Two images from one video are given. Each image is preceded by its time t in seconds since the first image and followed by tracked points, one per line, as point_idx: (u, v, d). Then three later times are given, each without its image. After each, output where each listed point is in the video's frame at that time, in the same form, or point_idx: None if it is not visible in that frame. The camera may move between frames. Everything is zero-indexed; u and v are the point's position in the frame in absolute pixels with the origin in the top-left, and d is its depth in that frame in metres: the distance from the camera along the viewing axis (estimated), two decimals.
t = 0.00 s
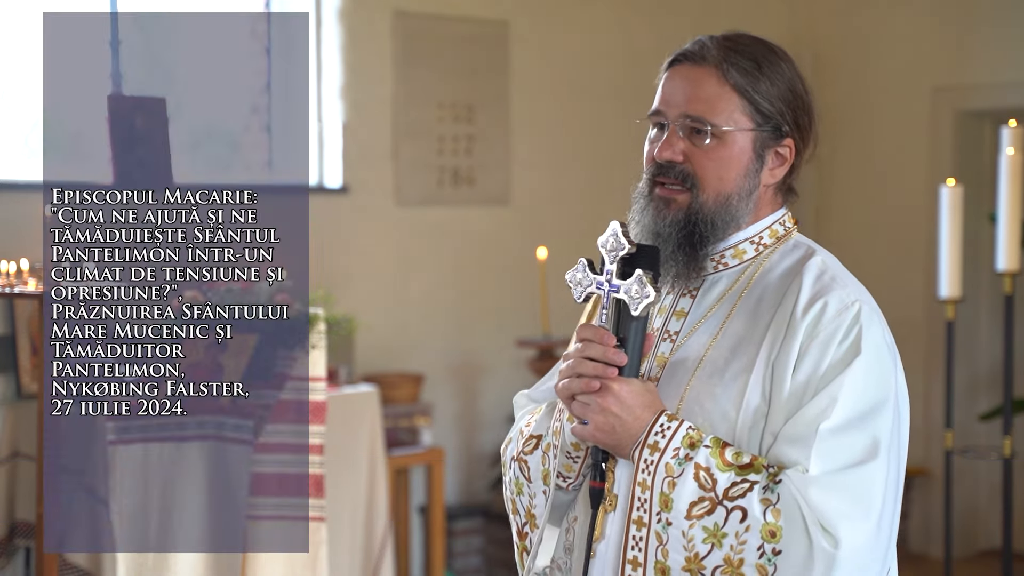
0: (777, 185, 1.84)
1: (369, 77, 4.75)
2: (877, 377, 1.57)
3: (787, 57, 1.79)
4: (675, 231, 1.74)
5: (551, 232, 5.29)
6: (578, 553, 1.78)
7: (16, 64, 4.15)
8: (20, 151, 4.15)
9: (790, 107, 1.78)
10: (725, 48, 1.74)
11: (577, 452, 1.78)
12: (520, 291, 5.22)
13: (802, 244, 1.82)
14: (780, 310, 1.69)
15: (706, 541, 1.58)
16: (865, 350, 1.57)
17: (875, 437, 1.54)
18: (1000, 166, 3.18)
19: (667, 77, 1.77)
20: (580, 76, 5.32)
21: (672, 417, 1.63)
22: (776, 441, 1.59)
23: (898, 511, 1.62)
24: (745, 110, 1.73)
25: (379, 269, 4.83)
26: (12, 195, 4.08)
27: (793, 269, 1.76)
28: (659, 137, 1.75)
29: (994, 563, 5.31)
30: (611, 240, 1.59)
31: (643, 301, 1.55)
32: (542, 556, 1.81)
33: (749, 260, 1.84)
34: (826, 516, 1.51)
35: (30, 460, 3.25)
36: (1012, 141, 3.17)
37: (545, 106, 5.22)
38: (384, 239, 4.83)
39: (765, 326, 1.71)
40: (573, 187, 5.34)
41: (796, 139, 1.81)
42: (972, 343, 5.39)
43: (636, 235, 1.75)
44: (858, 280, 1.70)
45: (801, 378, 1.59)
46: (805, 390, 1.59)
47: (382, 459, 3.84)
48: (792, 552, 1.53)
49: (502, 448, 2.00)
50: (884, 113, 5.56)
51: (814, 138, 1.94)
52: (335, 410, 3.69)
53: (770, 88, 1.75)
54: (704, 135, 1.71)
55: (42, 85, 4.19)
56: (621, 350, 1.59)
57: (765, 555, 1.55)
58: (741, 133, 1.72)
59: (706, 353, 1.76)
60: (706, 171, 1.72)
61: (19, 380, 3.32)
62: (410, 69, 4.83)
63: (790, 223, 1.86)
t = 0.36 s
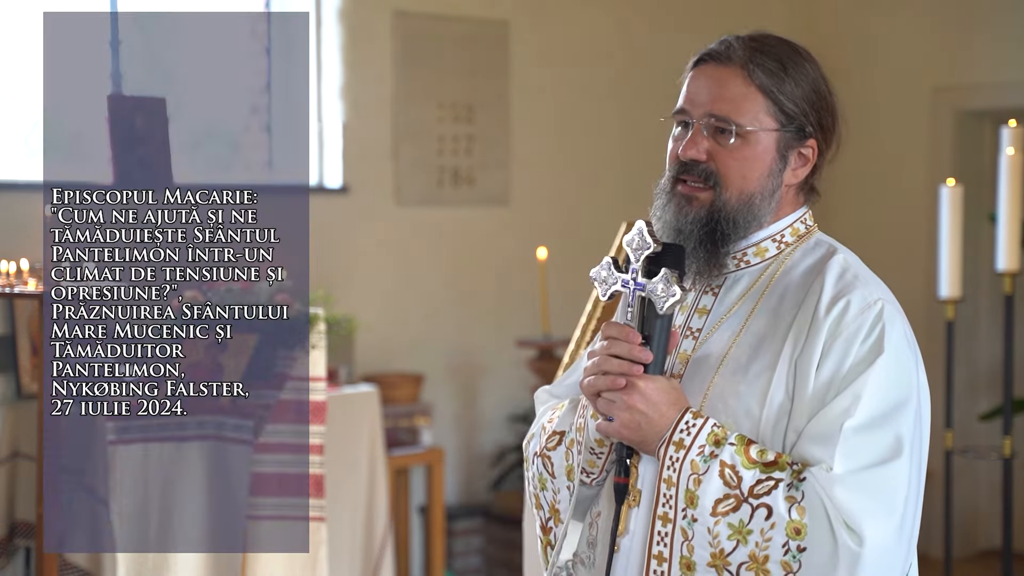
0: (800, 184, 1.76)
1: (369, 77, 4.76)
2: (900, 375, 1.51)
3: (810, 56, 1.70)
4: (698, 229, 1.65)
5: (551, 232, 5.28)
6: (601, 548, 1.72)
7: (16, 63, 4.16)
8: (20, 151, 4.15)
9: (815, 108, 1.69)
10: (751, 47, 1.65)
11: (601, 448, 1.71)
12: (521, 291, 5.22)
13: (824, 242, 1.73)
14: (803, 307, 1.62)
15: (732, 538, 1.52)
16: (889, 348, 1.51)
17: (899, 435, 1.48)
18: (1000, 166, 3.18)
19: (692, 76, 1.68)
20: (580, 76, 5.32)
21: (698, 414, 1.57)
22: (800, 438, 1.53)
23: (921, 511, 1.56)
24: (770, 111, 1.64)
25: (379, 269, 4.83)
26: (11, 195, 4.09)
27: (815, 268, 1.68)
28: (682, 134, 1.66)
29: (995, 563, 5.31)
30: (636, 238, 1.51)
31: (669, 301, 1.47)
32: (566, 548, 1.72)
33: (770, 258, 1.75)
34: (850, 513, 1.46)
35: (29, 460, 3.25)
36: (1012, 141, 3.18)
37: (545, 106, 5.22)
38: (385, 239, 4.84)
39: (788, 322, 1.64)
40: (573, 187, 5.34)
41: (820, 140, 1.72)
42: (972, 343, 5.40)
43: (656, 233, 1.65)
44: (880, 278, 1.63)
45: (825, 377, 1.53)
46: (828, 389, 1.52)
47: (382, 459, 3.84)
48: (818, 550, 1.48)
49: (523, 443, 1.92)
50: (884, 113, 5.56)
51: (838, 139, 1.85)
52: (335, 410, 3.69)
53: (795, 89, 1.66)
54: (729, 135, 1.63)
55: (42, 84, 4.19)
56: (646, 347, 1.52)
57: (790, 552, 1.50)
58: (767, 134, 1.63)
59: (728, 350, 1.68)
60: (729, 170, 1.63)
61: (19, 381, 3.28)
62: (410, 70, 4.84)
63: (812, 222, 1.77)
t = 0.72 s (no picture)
0: (817, 181, 1.74)
1: (369, 78, 4.76)
2: (914, 364, 1.49)
3: (827, 56, 1.70)
4: (716, 221, 1.64)
5: (551, 232, 5.28)
6: (623, 547, 1.68)
7: (15, 64, 4.15)
8: (19, 151, 4.14)
9: (831, 104, 1.68)
10: (768, 45, 1.64)
11: (622, 447, 1.69)
12: (522, 291, 5.21)
13: (835, 236, 1.70)
14: (817, 300, 1.59)
15: (754, 531, 1.49)
16: (903, 336, 1.49)
17: (914, 423, 1.46)
18: (1001, 166, 3.18)
19: (709, 73, 1.68)
20: (581, 75, 5.32)
21: (717, 410, 1.54)
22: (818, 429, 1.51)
23: (938, 501, 1.54)
24: (788, 105, 1.63)
25: (380, 269, 4.83)
26: (11, 195, 4.08)
27: (827, 261, 1.65)
28: (699, 131, 1.65)
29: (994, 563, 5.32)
30: (652, 235, 1.51)
31: (686, 297, 1.46)
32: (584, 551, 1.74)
33: (783, 253, 1.72)
34: (870, 505, 1.43)
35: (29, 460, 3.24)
36: (1012, 141, 3.18)
37: (546, 105, 5.22)
38: (385, 239, 4.83)
39: (803, 314, 1.61)
40: (574, 187, 5.34)
41: (837, 137, 1.70)
42: (971, 343, 5.40)
43: (675, 227, 1.66)
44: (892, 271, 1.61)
45: (840, 368, 1.50)
46: (843, 380, 1.50)
47: (382, 459, 3.84)
48: (839, 542, 1.45)
49: (537, 449, 1.88)
50: (885, 113, 5.56)
51: (857, 139, 1.83)
52: (334, 410, 3.70)
53: (812, 84, 1.65)
54: (747, 128, 1.61)
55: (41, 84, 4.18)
56: (664, 344, 1.51)
57: (812, 545, 1.47)
58: (785, 127, 1.62)
59: (746, 345, 1.64)
60: (747, 163, 1.62)
61: (19, 381, 3.30)
62: (410, 70, 4.84)
63: (823, 216, 1.74)
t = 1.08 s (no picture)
0: (831, 184, 1.74)
1: (369, 78, 4.76)
2: (930, 367, 1.49)
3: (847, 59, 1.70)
4: (730, 219, 1.64)
5: (551, 232, 5.29)
6: (631, 544, 1.68)
7: (15, 64, 4.15)
8: (19, 151, 4.14)
9: (849, 108, 1.68)
10: (789, 45, 1.64)
11: (632, 443, 1.68)
12: (522, 290, 5.21)
13: (851, 239, 1.70)
14: (833, 302, 1.59)
15: (767, 528, 1.49)
16: (920, 339, 1.49)
17: (929, 424, 1.46)
18: (1001, 166, 3.18)
19: (729, 72, 1.68)
20: (581, 76, 5.32)
21: (731, 408, 1.54)
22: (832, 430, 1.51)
23: (949, 504, 1.54)
24: (806, 107, 1.63)
25: (380, 269, 4.83)
26: (11, 196, 4.08)
27: (843, 263, 1.65)
28: (717, 128, 1.65)
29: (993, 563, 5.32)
30: (669, 233, 1.52)
31: (701, 295, 1.47)
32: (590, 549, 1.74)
33: (799, 255, 1.71)
34: (884, 504, 1.43)
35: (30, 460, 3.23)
36: (1012, 141, 3.18)
37: (546, 106, 5.22)
38: (385, 239, 4.83)
39: (818, 316, 1.61)
40: (574, 187, 5.34)
41: (853, 140, 1.70)
42: (971, 343, 5.40)
43: (688, 225, 1.65)
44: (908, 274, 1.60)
45: (855, 370, 1.50)
46: (858, 382, 1.50)
47: (382, 458, 3.84)
48: (852, 541, 1.45)
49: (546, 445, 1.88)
50: (884, 113, 5.56)
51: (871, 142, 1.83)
52: (335, 409, 3.70)
53: (831, 87, 1.65)
54: (764, 127, 1.62)
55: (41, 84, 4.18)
56: (679, 341, 1.51)
57: (825, 543, 1.47)
58: (802, 128, 1.62)
59: (760, 345, 1.64)
60: (763, 161, 1.62)
61: (19, 381, 3.29)
62: (409, 70, 4.84)
63: (837, 221, 1.74)
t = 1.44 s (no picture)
0: (829, 185, 1.73)
1: (369, 78, 4.76)
2: (931, 369, 1.49)
3: (842, 59, 1.69)
4: (727, 223, 1.63)
5: (551, 232, 5.28)
6: (630, 544, 1.68)
7: (16, 64, 4.15)
8: (19, 152, 4.14)
9: (844, 109, 1.68)
10: (782, 48, 1.64)
11: (632, 443, 1.68)
12: (522, 291, 5.21)
13: (852, 241, 1.70)
14: (834, 304, 1.59)
15: (767, 528, 1.49)
16: (921, 342, 1.49)
17: (930, 426, 1.46)
18: (1001, 166, 3.19)
19: (723, 76, 1.68)
20: (581, 76, 5.32)
21: (732, 408, 1.54)
22: (833, 431, 1.51)
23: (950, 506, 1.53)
24: (801, 110, 1.63)
25: (380, 269, 4.83)
26: (11, 195, 4.08)
27: (844, 265, 1.65)
28: (713, 133, 1.65)
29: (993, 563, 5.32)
30: (671, 233, 1.52)
31: (703, 295, 1.47)
32: (589, 549, 1.74)
33: (800, 256, 1.71)
34: (884, 505, 1.43)
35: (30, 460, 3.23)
36: (1012, 141, 3.18)
37: (546, 106, 5.22)
38: (386, 239, 4.83)
39: (819, 317, 1.61)
40: (574, 187, 5.34)
41: (850, 140, 1.70)
42: (971, 344, 5.40)
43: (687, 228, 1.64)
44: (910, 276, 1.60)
45: (856, 371, 1.50)
46: (859, 384, 1.50)
47: (382, 458, 3.84)
48: (853, 541, 1.45)
49: (547, 444, 1.88)
50: (884, 113, 5.56)
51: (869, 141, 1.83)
52: (335, 409, 3.70)
53: (826, 89, 1.65)
54: (760, 132, 1.61)
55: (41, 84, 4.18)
56: (680, 341, 1.51)
57: (825, 543, 1.47)
58: (798, 132, 1.62)
59: (761, 345, 1.64)
60: (758, 167, 1.62)
61: (19, 381, 3.28)
62: (410, 71, 4.84)
63: (838, 222, 1.74)
